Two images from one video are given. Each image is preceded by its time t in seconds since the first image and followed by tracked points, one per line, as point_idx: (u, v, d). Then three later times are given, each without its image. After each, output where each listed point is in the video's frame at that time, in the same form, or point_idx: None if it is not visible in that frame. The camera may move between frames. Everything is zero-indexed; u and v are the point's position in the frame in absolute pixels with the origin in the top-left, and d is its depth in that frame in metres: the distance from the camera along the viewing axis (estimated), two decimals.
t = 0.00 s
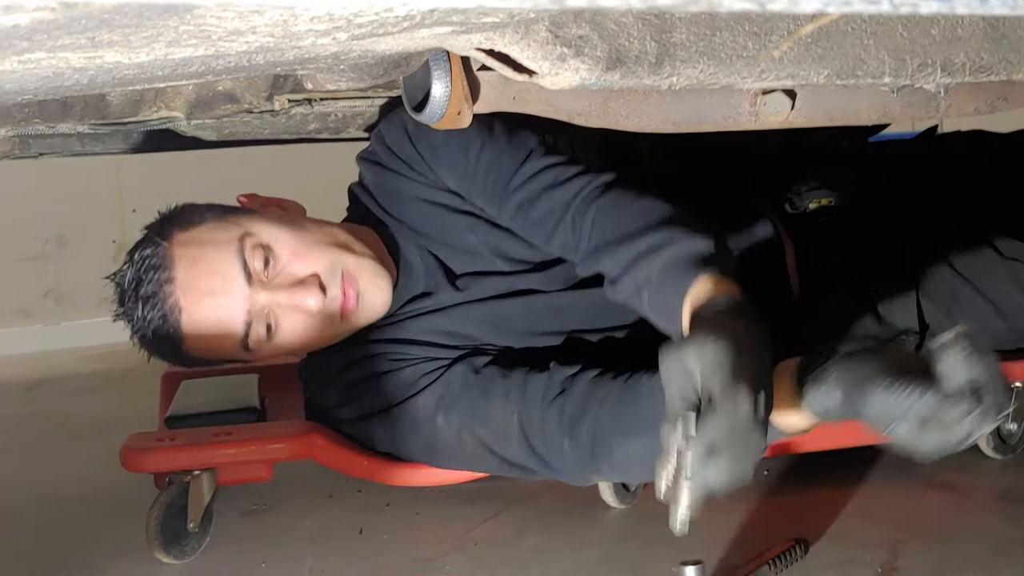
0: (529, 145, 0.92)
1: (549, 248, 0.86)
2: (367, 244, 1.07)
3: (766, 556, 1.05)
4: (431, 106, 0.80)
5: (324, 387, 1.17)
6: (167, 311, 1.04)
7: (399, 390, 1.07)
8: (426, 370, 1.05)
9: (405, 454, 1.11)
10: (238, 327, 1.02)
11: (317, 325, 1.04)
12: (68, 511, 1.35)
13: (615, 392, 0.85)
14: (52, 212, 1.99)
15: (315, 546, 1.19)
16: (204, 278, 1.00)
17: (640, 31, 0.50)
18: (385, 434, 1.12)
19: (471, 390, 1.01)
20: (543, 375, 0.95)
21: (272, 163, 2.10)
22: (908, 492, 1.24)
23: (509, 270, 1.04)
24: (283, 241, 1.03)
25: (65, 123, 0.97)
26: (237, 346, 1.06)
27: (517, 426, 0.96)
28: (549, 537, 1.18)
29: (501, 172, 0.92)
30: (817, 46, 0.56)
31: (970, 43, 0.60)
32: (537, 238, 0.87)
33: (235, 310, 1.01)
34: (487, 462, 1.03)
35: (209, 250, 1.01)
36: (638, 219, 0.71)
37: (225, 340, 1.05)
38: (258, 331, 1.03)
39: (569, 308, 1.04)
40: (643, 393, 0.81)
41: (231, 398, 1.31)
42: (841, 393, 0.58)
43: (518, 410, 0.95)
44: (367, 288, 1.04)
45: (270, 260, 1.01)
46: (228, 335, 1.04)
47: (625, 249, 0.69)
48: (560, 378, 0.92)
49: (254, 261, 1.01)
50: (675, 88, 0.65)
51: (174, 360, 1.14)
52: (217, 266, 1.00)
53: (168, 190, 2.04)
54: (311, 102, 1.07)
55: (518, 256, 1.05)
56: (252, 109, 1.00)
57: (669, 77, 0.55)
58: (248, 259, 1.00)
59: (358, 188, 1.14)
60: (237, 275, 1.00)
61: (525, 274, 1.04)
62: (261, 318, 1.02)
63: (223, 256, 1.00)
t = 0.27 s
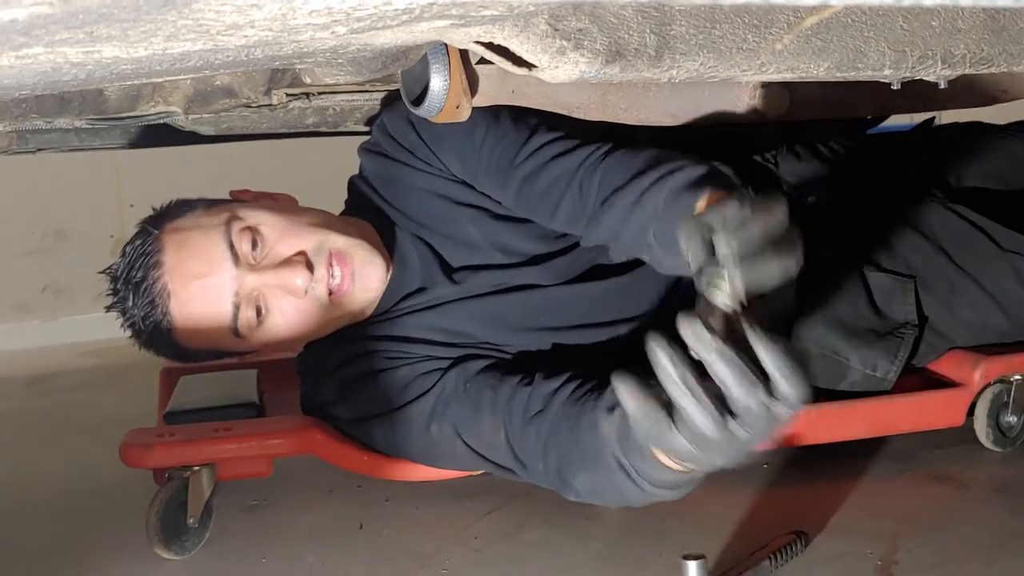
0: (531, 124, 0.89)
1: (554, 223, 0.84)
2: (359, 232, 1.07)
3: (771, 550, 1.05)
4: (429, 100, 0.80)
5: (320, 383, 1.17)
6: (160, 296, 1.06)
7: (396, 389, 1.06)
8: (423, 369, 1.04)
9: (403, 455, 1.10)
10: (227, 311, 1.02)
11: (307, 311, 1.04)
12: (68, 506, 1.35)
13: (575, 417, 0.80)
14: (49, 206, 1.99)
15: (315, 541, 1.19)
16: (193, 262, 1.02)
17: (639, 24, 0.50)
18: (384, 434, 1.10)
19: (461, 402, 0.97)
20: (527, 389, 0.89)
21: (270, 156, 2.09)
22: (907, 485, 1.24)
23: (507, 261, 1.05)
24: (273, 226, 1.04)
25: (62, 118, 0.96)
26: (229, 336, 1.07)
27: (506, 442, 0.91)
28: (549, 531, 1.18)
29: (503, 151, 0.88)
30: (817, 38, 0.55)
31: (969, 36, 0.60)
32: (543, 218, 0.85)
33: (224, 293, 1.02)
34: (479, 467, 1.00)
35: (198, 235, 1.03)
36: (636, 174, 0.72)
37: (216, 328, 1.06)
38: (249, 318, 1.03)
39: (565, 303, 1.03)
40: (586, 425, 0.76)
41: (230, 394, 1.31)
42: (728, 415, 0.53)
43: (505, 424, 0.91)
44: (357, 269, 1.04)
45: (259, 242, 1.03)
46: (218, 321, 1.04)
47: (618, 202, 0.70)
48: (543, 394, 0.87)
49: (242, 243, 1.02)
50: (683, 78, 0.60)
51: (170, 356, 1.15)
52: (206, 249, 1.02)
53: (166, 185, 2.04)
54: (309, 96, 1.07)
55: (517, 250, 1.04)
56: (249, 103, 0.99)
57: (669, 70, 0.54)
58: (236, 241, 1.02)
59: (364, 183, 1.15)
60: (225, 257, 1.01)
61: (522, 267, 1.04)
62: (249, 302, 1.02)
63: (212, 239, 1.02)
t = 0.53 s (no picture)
0: (530, 113, 0.91)
1: (554, 207, 0.85)
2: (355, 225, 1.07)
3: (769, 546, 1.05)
4: (427, 94, 0.80)
5: (317, 378, 1.17)
6: (156, 295, 1.06)
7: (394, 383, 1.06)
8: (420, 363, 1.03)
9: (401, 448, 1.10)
10: (224, 307, 1.03)
11: (306, 306, 1.04)
12: (67, 502, 1.35)
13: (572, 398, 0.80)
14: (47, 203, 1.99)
15: (313, 536, 1.19)
16: (190, 259, 1.03)
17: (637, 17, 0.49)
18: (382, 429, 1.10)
19: (460, 393, 0.97)
20: (525, 380, 0.89)
21: (268, 152, 2.09)
22: (905, 479, 1.24)
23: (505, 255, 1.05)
24: (270, 221, 1.04)
25: (59, 113, 0.96)
26: (228, 332, 1.07)
27: (505, 433, 0.91)
28: (548, 525, 1.18)
29: (501, 141, 0.89)
30: (815, 31, 0.55)
31: (967, 29, 0.60)
32: (541, 203, 0.86)
33: (221, 289, 1.02)
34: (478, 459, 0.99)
35: (194, 232, 1.04)
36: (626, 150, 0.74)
37: (215, 325, 1.06)
38: (247, 313, 1.04)
39: (563, 297, 1.03)
40: (583, 400, 0.77)
41: (228, 390, 1.31)
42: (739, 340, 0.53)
43: (504, 415, 0.91)
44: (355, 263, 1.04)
45: (256, 238, 1.03)
46: (217, 318, 1.05)
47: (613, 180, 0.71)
48: (541, 383, 0.87)
49: (239, 238, 1.03)
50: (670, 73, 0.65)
51: (170, 354, 1.15)
52: (202, 246, 1.02)
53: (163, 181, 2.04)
54: (306, 91, 1.07)
55: (515, 245, 1.05)
56: (246, 98, 0.99)
57: (666, 64, 0.54)
58: (232, 237, 1.02)
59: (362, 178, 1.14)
60: (221, 254, 1.02)
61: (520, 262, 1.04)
62: (247, 296, 1.03)
63: (206, 236, 1.03)
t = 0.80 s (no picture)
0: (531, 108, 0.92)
1: (558, 200, 0.86)
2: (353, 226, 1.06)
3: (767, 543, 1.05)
4: (424, 92, 0.80)
5: (316, 375, 1.16)
6: (156, 297, 1.06)
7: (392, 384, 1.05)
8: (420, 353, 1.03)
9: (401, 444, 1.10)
10: (224, 311, 1.03)
11: (306, 308, 1.04)
12: (65, 499, 1.35)
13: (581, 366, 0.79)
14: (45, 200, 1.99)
15: (312, 534, 1.19)
16: (189, 263, 1.02)
17: (633, 15, 0.49)
18: (381, 425, 1.10)
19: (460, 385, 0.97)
20: (529, 355, 0.89)
21: (266, 149, 2.09)
22: (903, 476, 1.25)
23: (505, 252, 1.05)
24: (268, 222, 1.04)
25: (56, 111, 0.96)
26: (229, 334, 1.07)
27: (507, 409, 0.91)
28: (546, 523, 1.18)
29: (504, 133, 0.92)
30: (813, 28, 0.55)
31: (965, 25, 0.60)
32: (544, 197, 0.88)
33: (220, 293, 1.02)
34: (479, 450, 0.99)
35: (193, 235, 1.04)
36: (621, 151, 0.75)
37: (216, 328, 1.06)
38: (247, 316, 1.04)
39: (562, 291, 1.03)
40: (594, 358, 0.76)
41: (225, 389, 1.31)
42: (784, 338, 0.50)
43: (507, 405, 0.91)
44: (355, 266, 1.03)
45: (256, 241, 1.03)
46: (217, 321, 1.05)
47: (611, 174, 0.72)
48: (545, 358, 0.87)
49: (238, 242, 1.02)
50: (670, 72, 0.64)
51: (170, 353, 1.16)
52: (202, 250, 1.02)
53: (160, 178, 2.04)
54: (304, 88, 1.07)
55: (514, 242, 1.05)
56: (244, 96, 0.99)
57: (664, 61, 0.54)
58: (232, 240, 1.02)
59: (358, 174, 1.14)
60: (220, 258, 1.01)
61: (519, 259, 1.04)
62: (248, 300, 1.03)
63: (205, 240, 1.03)
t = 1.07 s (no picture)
0: (534, 111, 0.92)
1: (557, 211, 0.86)
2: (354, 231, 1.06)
3: (767, 542, 1.05)
4: (424, 91, 0.79)
5: (316, 375, 1.16)
6: (155, 300, 1.06)
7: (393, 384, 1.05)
8: (421, 357, 1.03)
9: (401, 444, 1.10)
10: (222, 315, 1.03)
11: (304, 314, 1.04)
12: (65, 498, 1.35)
13: (587, 395, 0.79)
14: (45, 198, 1.99)
15: (312, 533, 1.19)
16: (188, 268, 1.03)
17: (633, 14, 0.49)
18: (381, 425, 1.10)
19: (462, 386, 0.97)
20: (528, 372, 0.90)
21: (265, 148, 2.09)
22: (903, 474, 1.25)
23: (506, 255, 1.05)
24: (268, 227, 1.04)
25: (56, 110, 0.96)
26: (227, 338, 1.08)
27: (506, 423, 0.91)
28: (547, 521, 1.18)
29: (506, 139, 0.92)
30: (812, 27, 0.55)
31: (965, 24, 0.60)
32: (543, 206, 0.88)
33: (219, 298, 1.02)
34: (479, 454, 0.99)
35: (192, 239, 1.04)
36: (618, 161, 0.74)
37: (215, 332, 1.07)
38: (246, 320, 1.04)
39: (563, 293, 1.03)
40: (602, 404, 0.75)
41: (225, 387, 1.31)
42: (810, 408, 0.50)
43: (507, 410, 0.91)
44: (354, 271, 1.03)
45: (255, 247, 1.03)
46: (215, 325, 1.05)
47: (607, 185, 0.72)
48: (544, 376, 0.87)
49: (237, 247, 1.03)
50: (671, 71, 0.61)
51: (171, 354, 1.16)
52: (200, 255, 1.02)
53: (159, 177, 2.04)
54: (304, 87, 1.07)
55: (515, 242, 1.05)
56: (243, 95, 0.99)
57: (664, 60, 0.54)
58: (230, 246, 1.02)
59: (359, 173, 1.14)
60: (219, 263, 1.02)
61: (519, 261, 1.04)
62: (246, 305, 1.03)
63: (204, 245, 1.03)
